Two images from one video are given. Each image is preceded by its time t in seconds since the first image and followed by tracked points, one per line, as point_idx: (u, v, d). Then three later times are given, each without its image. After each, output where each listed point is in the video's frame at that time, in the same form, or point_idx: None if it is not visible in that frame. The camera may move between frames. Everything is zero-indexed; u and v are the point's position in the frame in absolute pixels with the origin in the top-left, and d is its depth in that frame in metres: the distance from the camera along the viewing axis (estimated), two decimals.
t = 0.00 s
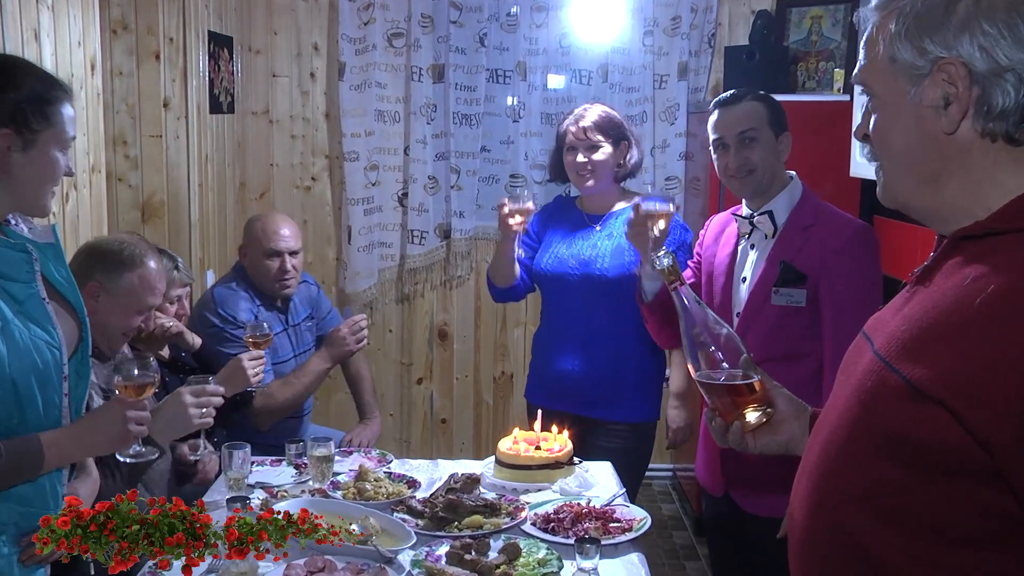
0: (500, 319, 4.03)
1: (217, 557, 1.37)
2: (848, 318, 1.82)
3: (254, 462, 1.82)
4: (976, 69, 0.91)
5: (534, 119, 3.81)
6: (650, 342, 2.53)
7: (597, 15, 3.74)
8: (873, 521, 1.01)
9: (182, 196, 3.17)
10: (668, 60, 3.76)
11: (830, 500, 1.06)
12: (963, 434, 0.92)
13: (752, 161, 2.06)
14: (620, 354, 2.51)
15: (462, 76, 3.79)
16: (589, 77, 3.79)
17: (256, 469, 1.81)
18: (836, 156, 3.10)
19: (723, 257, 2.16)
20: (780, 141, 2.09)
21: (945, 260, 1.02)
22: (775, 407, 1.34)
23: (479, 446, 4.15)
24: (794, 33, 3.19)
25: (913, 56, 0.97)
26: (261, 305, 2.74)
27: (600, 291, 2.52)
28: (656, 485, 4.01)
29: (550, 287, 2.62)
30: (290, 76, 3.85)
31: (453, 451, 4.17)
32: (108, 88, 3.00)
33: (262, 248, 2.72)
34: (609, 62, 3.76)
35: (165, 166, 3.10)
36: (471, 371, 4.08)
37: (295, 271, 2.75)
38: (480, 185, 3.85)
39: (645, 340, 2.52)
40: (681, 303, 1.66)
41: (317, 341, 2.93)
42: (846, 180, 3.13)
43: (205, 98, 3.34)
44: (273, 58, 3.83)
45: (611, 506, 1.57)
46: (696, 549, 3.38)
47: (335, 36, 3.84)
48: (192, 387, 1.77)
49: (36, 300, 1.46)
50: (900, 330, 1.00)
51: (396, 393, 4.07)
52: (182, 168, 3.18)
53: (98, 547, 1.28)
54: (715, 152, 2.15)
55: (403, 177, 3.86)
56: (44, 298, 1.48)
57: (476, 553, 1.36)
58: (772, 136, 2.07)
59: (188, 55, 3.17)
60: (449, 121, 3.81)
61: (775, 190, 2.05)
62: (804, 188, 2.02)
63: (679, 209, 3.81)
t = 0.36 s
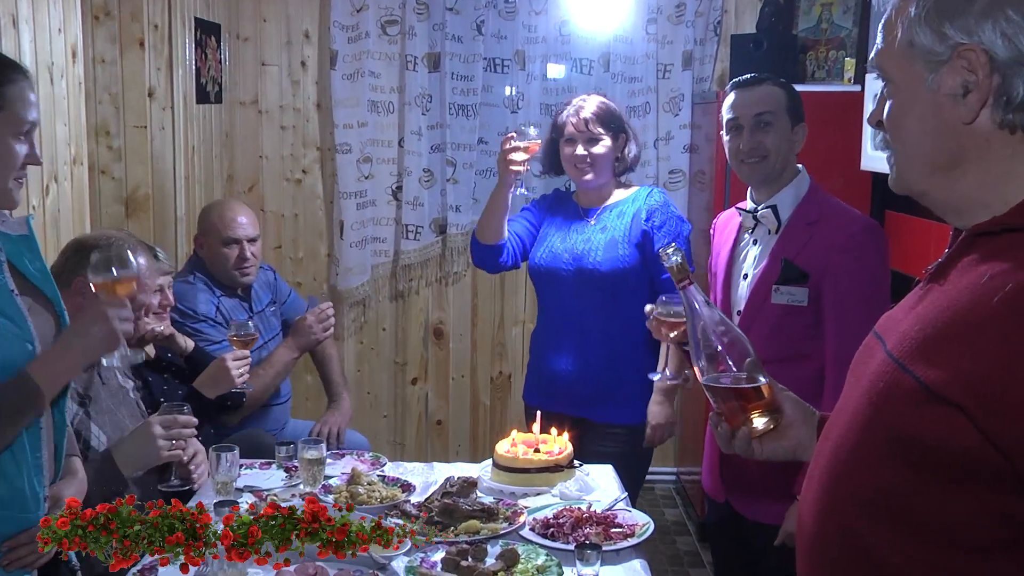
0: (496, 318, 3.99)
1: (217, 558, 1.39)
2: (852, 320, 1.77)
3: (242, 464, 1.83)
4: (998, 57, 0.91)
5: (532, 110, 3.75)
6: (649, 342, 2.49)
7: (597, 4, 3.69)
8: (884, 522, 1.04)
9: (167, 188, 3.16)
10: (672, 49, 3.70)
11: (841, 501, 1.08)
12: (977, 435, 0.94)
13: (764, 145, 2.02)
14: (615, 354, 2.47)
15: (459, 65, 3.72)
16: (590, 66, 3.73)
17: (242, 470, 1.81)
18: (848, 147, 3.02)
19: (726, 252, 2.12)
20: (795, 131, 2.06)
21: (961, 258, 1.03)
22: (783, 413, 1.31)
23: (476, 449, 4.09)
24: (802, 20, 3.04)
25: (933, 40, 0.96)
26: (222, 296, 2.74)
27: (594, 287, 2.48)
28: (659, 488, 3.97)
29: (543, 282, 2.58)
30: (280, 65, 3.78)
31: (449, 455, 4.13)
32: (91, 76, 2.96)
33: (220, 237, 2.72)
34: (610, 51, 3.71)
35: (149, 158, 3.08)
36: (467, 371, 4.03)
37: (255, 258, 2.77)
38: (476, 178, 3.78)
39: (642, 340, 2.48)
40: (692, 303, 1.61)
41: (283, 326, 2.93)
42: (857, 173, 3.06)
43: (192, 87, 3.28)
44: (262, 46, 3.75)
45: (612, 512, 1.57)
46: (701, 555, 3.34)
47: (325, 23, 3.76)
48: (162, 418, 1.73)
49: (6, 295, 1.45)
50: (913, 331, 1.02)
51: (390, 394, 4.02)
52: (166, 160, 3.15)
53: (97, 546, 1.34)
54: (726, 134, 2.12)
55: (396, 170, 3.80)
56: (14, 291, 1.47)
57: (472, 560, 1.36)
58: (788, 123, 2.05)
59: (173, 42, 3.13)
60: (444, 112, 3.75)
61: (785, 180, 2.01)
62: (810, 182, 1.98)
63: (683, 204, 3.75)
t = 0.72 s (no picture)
0: (493, 316, 3.93)
1: (218, 558, 1.43)
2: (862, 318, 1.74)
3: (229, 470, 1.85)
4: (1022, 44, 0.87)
5: (530, 100, 3.69)
6: (649, 342, 2.44)
7: None
8: (899, 525, 1.02)
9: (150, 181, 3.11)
10: (677, 37, 3.66)
11: (851, 507, 1.06)
12: (994, 437, 0.92)
13: (776, 138, 1.97)
14: (610, 355, 2.43)
15: (455, 53, 3.68)
16: (591, 54, 3.67)
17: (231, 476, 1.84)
18: (861, 138, 2.96)
19: (733, 249, 2.08)
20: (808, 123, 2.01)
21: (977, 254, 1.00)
22: (792, 417, 1.28)
23: (471, 452, 4.02)
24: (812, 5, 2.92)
25: (953, 25, 0.93)
26: (207, 289, 2.68)
27: (585, 285, 2.43)
28: (662, 495, 3.92)
29: (536, 280, 2.54)
30: (269, 53, 3.72)
31: (444, 458, 4.05)
32: (71, 63, 2.89)
33: (207, 231, 2.69)
34: (612, 39, 3.65)
35: (131, 149, 3.02)
36: (463, 371, 3.98)
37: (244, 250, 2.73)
38: (473, 171, 3.75)
39: (641, 340, 2.43)
40: (705, 302, 1.56)
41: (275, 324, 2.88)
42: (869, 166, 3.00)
43: (176, 75, 3.24)
44: (250, 33, 3.70)
45: (613, 518, 1.61)
46: (706, 564, 3.28)
47: (316, 10, 3.70)
48: (135, 418, 1.70)
49: None
50: (927, 331, 0.99)
51: (382, 395, 3.96)
52: (150, 152, 3.10)
53: (98, 544, 1.46)
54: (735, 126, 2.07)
55: (389, 163, 3.75)
56: None
57: (468, 568, 1.43)
58: (802, 115, 1.99)
59: (157, 29, 3.09)
60: (440, 103, 3.70)
61: (796, 174, 1.97)
62: (820, 177, 1.93)
63: (688, 198, 3.70)
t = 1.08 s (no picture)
0: (490, 316, 3.89)
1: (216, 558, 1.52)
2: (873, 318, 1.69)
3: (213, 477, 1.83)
4: None
5: (529, 92, 3.64)
6: (647, 343, 2.40)
7: None
8: (910, 533, 0.98)
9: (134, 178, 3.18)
10: (682, 27, 3.62)
11: (863, 514, 1.02)
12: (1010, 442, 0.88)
13: (787, 134, 1.92)
14: (601, 354, 2.39)
15: (450, 44, 3.62)
16: (591, 45, 3.62)
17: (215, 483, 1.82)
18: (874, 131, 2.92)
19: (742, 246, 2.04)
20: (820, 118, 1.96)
21: (997, 252, 0.95)
22: (800, 426, 1.27)
23: (467, 457, 4.00)
24: None
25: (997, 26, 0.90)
26: (193, 291, 2.64)
27: (575, 284, 2.40)
28: (665, 502, 3.88)
29: (534, 278, 2.51)
30: (257, 43, 3.66)
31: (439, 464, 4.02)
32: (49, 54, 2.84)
33: (199, 230, 2.64)
34: (613, 29, 3.61)
35: (113, 144, 3.00)
36: (460, 372, 3.93)
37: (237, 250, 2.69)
38: (469, 165, 3.70)
39: (639, 341, 2.39)
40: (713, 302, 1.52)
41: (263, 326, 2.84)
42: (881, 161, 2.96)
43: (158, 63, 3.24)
44: (237, 24, 3.63)
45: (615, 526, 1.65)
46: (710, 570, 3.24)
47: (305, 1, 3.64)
48: (122, 433, 1.67)
49: None
50: (942, 332, 0.95)
51: (375, 399, 3.91)
52: (131, 148, 3.07)
53: (98, 543, 1.53)
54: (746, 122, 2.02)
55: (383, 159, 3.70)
56: None
57: None
58: (814, 109, 1.94)
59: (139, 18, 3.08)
60: (434, 94, 3.65)
61: (808, 170, 1.93)
62: (832, 173, 1.89)
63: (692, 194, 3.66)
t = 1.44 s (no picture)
0: (487, 313, 3.84)
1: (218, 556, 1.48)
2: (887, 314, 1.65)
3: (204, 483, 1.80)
4: None
5: (529, 82, 3.59)
6: (649, 343, 2.36)
7: None
8: (925, 539, 0.94)
9: (117, 165, 3.35)
10: (688, 14, 3.56)
11: (876, 520, 0.98)
12: None
13: (799, 127, 1.88)
14: (601, 354, 2.35)
15: (446, 31, 3.56)
16: (593, 33, 3.57)
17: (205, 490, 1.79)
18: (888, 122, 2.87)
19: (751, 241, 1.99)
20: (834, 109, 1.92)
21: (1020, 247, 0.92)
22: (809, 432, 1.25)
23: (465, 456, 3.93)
24: None
25: None
26: (192, 294, 2.60)
27: (576, 281, 2.36)
28: (670, 509, 3.84)
29: (533, 273, 2.46)
30: (245, 30, 3.59)
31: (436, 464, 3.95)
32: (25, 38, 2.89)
33: (196, 228, 2.59)
34: (616, 14, 3.55)
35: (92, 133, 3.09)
36: (457, 372, 3.88)
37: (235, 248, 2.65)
38: (467, 158, 3.64)
39: (642, 341, 2.35)
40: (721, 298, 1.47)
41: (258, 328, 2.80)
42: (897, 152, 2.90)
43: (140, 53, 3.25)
44: (226, 11, 3.57)
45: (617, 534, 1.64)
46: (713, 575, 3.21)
47: None
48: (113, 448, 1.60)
49: None
50: (961, 330, 0.91)
51: (369, 400, 3.88)
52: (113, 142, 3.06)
53: (97, 543, 1.51)
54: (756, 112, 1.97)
55: (376, 150, 3.66)
56: None
57: None
58: (827, 100, 1.89)
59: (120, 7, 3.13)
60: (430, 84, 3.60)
61: (822, 162, 1.88)
62: (843, 167, 1.85)
63: (699, 186, 3.62)
